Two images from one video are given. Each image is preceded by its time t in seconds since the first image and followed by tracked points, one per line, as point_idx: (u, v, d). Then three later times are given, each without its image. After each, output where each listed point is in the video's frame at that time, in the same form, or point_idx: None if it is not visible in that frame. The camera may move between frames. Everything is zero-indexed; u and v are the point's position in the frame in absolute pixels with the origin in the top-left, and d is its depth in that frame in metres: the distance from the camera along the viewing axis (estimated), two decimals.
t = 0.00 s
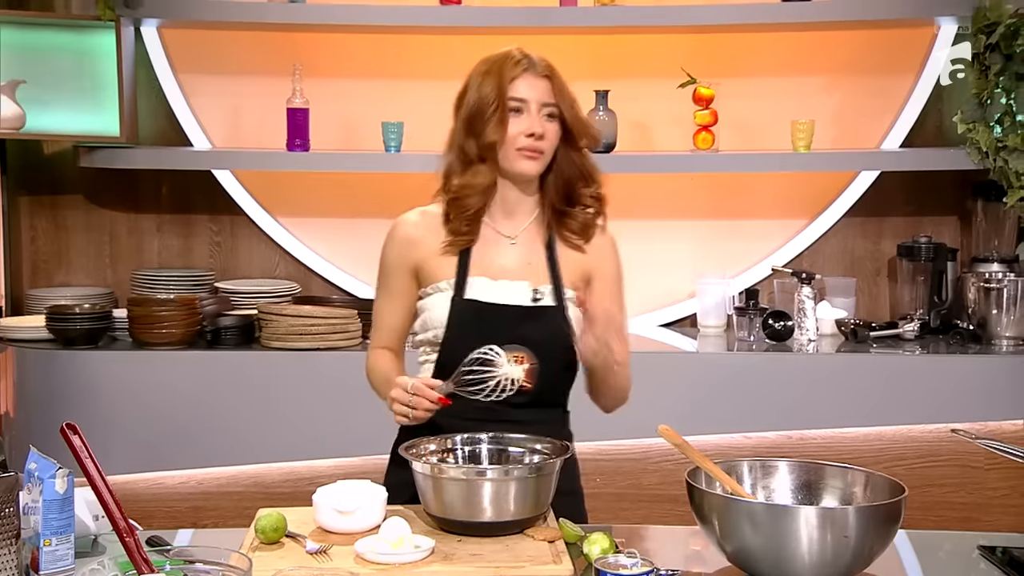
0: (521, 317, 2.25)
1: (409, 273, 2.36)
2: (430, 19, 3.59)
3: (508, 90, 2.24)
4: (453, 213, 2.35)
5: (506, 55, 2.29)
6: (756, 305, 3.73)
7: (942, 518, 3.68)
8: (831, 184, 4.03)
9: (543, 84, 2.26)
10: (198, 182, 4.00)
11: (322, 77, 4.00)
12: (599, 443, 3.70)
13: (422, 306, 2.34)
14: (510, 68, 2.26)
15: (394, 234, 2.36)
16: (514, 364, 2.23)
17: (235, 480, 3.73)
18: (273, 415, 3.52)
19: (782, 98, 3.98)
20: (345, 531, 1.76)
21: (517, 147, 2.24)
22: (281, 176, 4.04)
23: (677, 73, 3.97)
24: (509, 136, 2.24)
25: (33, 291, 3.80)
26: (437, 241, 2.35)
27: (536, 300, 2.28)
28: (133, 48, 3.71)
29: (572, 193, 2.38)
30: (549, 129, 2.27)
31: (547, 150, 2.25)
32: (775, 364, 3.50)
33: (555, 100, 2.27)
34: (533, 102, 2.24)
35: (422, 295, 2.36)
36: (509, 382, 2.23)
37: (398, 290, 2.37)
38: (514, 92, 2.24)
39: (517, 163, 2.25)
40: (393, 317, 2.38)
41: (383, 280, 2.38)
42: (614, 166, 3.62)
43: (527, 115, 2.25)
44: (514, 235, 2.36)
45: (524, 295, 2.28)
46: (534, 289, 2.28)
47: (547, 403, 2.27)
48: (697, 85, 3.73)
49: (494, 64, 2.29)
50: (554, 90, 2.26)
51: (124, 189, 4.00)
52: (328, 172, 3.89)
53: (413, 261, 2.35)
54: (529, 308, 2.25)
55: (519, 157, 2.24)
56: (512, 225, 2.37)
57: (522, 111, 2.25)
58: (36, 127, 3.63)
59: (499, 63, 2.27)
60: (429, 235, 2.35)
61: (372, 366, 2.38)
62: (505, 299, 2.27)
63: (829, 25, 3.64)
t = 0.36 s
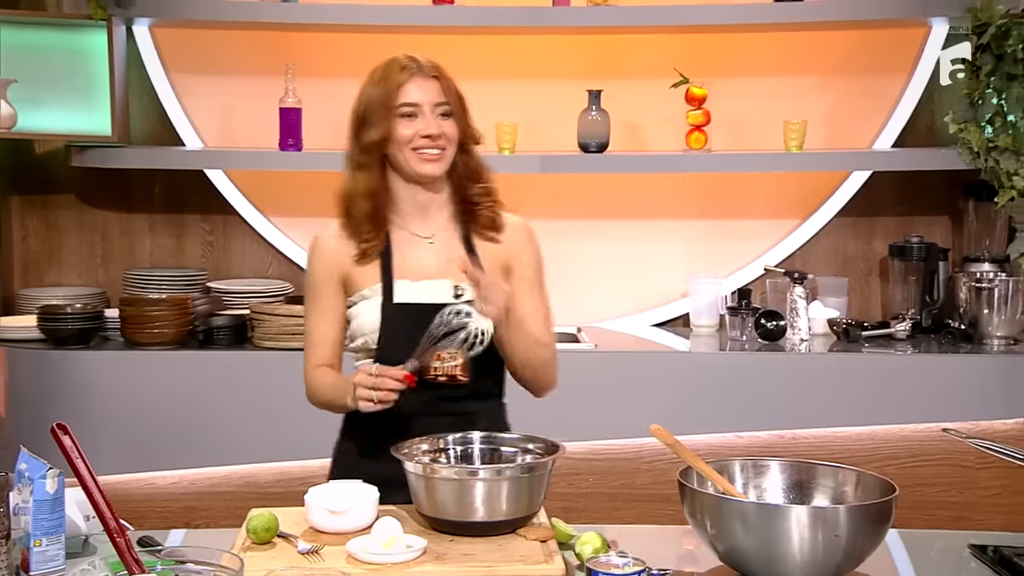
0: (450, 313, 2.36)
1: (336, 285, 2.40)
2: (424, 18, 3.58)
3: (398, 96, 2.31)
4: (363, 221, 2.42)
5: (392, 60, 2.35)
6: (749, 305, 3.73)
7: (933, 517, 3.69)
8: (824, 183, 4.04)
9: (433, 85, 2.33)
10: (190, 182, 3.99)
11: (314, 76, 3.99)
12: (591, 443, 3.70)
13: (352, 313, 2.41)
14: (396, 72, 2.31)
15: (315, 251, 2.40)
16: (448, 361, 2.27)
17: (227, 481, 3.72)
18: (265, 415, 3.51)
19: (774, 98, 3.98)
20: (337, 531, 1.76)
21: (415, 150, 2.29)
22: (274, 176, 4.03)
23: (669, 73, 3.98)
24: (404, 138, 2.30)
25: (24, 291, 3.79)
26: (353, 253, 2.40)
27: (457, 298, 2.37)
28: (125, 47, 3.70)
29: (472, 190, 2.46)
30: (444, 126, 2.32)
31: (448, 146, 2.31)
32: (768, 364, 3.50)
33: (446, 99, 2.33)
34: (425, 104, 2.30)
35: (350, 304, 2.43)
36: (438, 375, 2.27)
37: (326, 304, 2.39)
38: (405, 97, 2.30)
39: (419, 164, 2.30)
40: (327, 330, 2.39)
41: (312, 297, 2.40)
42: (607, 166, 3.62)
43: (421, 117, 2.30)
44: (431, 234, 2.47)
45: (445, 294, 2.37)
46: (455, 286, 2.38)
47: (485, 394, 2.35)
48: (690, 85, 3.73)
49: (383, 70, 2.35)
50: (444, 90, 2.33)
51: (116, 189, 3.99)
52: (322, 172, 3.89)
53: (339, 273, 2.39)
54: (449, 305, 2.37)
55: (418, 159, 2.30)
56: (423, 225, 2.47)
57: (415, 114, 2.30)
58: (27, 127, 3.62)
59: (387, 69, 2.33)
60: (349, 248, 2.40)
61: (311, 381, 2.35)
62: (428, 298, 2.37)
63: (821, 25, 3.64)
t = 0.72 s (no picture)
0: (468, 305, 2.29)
1: (338, 283, 2.29)
2: (445, 18, 3.59)
3: (392, 98, 2.27)
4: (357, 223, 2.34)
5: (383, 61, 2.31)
6: (771, 305, 3.71)
7: (959, 519, 3.66)
8: (846, 184, 4.02)
9: (427, 86, 2.30)
10: (213, 183, 4.01)
11: (337, 77, 4.01)
12: (613, 443, 3.69)
13: (358, 314, 2.31)
14: (390, 74, 2.28)
15: (315, 249, 2.30)
16: (466, 353, 2.25)
17: (249, 479, 3.74)
18: (287, 414, 3.53)
19: (796, 98, 3.97)
20: (360, 531, 1.76)
21: (411, 152, 2.28)
22: (296, 176, 4.05)
23: (690, 73, 3.97)
24: (402, 140, 2.27)
25: (49, 290, 3.81)
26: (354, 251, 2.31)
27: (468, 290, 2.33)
28: (148, 48, 3.72)
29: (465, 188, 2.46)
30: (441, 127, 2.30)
31: (444, 148, 2.30)
32: (790, 364, 3.48)
33: (441, 100, 2.31)
34: (420, 106, 2.28)
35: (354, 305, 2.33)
36: (456, 368, 2.25)
37: (327, 302, 2.28)
38: (400, 99, 2.27)
39: (416, 167, 2.28)
40: (327, 330, 2.26)
41: (311, 296, 2.28)
42: (628, 166, 3.62)
43: (416, 120, 2.28)
44: (433, 232, 2.41)
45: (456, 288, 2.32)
46: (466, 280, 2.34)
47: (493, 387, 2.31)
48: (711, 85, 3.72)
49: (375, 70, 2.30)
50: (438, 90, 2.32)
51: (140, 189, 4.02)
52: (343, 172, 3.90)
53: (344, 272, 2.30)
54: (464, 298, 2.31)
55: (417, 160, 2.28)
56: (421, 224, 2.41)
57: (410, 116, 2.28)
58: (52, 128, 3.65)
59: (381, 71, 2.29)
60: (352, 246, 2.31)
61: (308, 379, 2.17)
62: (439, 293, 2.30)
63: (844, 24, 3.62)
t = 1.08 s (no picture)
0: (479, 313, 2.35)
1: (352, 290, 2.38)
2: (445, 18, 3.59)
3: (413, 103, 2.32)
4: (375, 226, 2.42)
5: (403, 63, 2.36)
6: (771, 305, 3.72)
7: (959, 520, 3.66)
8: (846, 184, 4.02)
9: (448, 90, 2.35)
10: (212, 183, 4.01)
11: (336, 77, 4.00)
12: (613, 443, 3.69)
13: (372, 320, 2.41)
14: (410, 78, 2.32)
15: (331, 257, 2.39)
16: (479, 360, 2.31)
17: (249, 479, 3.74)
18: (287, 414, 3.53)
19: (796, 98, 3.97)
20: (360, 531, 1.76)
21: (431, 157, 2.33)
22: (296, 176, 4.05)
23: (690, 73, 3.97)
24: (421, 145, 2.32)
25: (49, 290, 3.82)
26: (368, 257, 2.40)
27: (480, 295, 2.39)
28: (148, 48, 3.72)
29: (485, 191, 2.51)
30: (461, 131, 2.34)
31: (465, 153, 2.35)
32: (790, 364, 3.48)
33: (461, 105, 2.36)
34: (440, 111, 2.33)
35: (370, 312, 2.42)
36: (470, 375, 2.30)
37: (341, 310, 2.36)
38: (420, 105, 2.32)
39: (435, 172, 2.33)
40: (340, 336, 2.34)
41: (327, 303, 2.37)
42: (628, 166, 3.62)
43: (437, 124, 2.33)
44: (449, 238, 2.49)
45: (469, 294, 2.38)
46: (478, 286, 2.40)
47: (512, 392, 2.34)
48: (711, 85, 3.72)
49: (396, 73, 2.35)
50: (459, 95, 2.36)
51: (139, 189, 4.02)
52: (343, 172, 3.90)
53: (358, 279, 2.39)
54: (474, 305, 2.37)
55: (436, 164, 2.33)
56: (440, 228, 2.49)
57: (430, 121, 2.33)
58: (52, 128, 3.65)
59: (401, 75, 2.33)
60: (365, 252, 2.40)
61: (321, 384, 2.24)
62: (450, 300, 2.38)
63: (843, 24, 3.62)
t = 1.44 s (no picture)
0: (494, 337, 2.33)
1: (372, 309, 2.43)
2: (432, 16, 3.59)
3: (429, 121, 2.24)
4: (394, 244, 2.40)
5: (420, 77, 2.27)
6: (757, 303, 3.73)
7: (943, 516, 3.68)
8: (832, 182, 4.03)
9: (465, 106, 2.26)
10: (198, 180, 4.00)
11: (323, 75, 3.99)
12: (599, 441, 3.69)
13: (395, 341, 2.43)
14: (426, 95, 2.24)
15: (353, 277, 2.43)
16: (495, 383, 2.32)
17: (236, 478, 3.72)
18: (274, 413, 3.52)
19: (783, 97, 3.98)
20: (345, 529, 1.76)
21: (448, 177, 2.25)
22: (282, 173, 4.04)
23: (677, 71, 3.97)
24: (438, 165, 2.25)
25: (34, 289, 3.80)
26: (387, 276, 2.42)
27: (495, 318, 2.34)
28: (134, 45, 3.70)
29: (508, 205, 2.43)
30: (478, 149, 2.25)
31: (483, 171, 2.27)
32: (776, 362, 3.50)
33: (479, 120, 2.27)
34: (457, 129, 2.24)
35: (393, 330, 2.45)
36: (488, 397, 2.32)
37: (362, 328, 2.43)
38: (437, 123, 2.24)
39: (454, 192, 2.26)
40: (364, 353, 2.42)
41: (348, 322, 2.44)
42: (614, 164, 3.62)
43: (453, 143, 2.25)
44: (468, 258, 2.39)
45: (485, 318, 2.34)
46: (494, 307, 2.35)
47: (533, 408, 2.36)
48: (698, 83, 3.72)
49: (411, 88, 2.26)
50: (477, 111, 2.27)
51: (124, 186, 4.00)
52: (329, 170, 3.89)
53: (379, 300, 2.42)
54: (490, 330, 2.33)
55: (454, 184, 2.25)
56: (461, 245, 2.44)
57: (446, 139, 2.25)
58: (36, 125, 3.63)
59: (416, 92, 2.24)
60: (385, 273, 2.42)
61: (346, 395, 2.36)
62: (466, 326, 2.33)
63: (829, 22, 3.63)
